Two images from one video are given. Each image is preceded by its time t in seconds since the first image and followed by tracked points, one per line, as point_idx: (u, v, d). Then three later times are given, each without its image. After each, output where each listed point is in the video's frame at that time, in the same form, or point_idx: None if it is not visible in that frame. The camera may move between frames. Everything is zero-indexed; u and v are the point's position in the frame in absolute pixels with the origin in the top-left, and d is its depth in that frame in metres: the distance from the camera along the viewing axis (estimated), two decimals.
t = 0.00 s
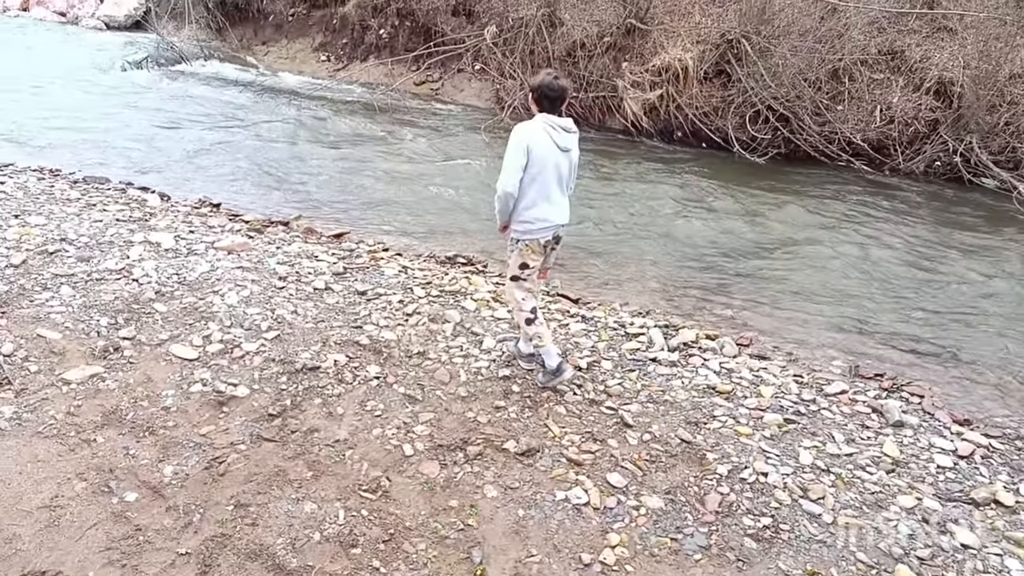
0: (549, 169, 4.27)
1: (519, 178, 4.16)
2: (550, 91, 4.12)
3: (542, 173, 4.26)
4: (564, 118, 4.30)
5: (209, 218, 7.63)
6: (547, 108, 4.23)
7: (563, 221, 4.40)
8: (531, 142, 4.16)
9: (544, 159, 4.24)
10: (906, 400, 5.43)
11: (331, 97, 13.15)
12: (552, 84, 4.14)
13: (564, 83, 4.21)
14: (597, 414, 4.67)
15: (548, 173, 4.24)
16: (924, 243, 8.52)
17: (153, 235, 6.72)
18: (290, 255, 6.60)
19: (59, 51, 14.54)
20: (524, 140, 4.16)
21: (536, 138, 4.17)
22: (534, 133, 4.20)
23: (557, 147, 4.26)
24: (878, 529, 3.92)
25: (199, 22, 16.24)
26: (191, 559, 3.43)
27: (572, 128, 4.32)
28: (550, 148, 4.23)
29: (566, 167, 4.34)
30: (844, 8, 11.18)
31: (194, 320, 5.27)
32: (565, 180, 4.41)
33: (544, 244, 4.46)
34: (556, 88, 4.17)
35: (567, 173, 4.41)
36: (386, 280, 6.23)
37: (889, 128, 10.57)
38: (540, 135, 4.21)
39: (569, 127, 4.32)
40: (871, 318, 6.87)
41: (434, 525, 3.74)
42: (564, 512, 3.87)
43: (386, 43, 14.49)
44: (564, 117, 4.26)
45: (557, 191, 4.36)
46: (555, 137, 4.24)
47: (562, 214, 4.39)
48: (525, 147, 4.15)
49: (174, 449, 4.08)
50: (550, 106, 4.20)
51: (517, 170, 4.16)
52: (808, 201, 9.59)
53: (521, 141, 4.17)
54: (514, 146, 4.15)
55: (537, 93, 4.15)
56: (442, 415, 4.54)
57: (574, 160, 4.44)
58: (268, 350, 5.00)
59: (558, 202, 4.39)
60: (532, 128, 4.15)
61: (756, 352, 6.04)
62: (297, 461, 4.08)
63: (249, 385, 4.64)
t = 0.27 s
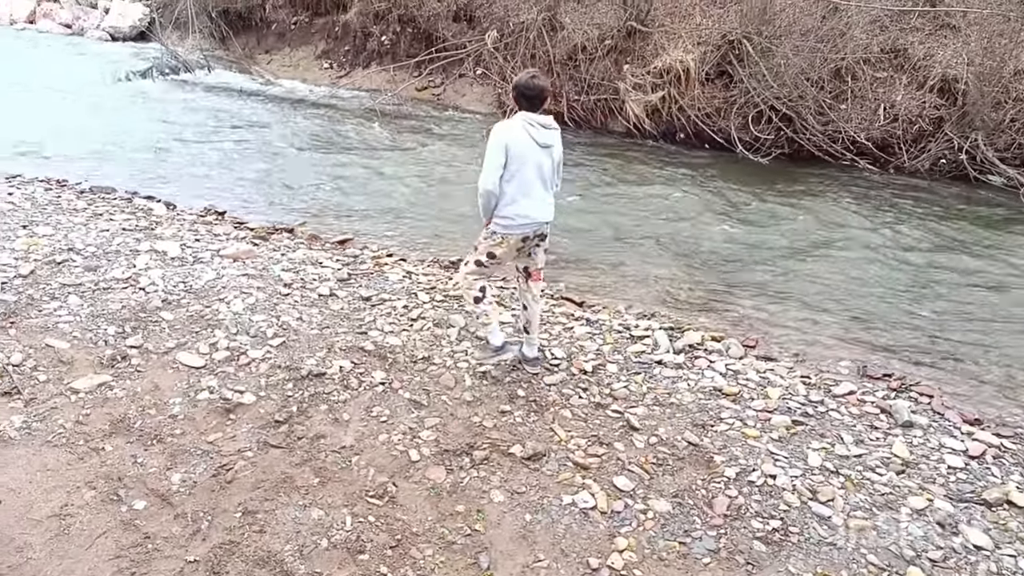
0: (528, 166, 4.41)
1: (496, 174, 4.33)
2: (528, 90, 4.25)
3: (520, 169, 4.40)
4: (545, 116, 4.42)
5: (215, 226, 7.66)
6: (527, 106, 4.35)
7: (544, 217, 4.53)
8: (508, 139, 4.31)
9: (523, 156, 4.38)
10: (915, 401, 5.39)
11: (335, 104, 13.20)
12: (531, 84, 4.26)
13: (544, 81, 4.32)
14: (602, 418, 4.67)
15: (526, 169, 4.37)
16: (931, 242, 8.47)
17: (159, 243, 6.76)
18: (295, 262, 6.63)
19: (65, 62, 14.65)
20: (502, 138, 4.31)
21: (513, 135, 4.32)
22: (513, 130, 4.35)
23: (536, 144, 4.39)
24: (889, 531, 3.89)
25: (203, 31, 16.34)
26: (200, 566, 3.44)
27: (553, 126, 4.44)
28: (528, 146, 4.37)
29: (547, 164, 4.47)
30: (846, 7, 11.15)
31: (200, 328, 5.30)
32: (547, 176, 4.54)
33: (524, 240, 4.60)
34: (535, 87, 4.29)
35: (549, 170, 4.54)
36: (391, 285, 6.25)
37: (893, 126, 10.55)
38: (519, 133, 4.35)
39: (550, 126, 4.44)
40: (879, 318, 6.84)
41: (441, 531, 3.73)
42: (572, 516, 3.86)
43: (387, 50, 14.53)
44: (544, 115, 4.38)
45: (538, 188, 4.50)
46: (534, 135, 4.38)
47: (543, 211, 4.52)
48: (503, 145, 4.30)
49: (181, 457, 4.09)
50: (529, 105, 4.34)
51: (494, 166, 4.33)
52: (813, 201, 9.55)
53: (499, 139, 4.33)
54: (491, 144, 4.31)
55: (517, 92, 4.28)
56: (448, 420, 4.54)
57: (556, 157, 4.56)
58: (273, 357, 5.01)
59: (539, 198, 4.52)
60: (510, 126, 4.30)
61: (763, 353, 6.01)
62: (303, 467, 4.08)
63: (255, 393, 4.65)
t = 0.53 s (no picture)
0: (505, 167, 4.50)
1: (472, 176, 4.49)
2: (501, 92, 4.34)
3: (497, 170, 4.51)
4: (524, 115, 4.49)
5: (234, 230, 7.75)
6: (507, 107, 4.42)
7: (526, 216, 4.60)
8: (483, 142, 4.44)
9: (501, 156, 4.49)
10: (937, 398, 5.33)
11: (351, 107, 13.29)
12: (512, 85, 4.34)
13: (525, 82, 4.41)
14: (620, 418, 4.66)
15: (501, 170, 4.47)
16: (954, 237, 8.37)
17: (180, 248, 6.85)
18: (313, 265, 6.69)
19: (87, 70, 14.87)
20: (477, 140, 4.45)
21: (488, 137, 4.44)
22: (489, 132, 4.46)
23: (513, 144, 4.47)
24: (911, 530, 3.85)
25: (221, 38, 16.47)
26: (223, 565, 3.49)
27: (532, 126, 4.48)
28: (504, 147, 4.47)
29: (526, 163, 4.54)
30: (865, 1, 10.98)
31: (221, 330, 5.37)
32: (529, 175, 4.60)
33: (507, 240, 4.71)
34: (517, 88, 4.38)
35: (531, 169, 4.60)
36: (408, 287, 6.29)
37: (914, 121, 10.48)
38: (496, 134, 4.46)
39: (529, 126, 4.49)
40: (900, 315, 6.76)
41: (461, 530, 3.76)
42: (591, 516, 3.86)
43: (404, 52, 14.61)
44: (522, 115, 4.44)
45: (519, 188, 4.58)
46: (510, 135, 4.45)
47: (525, 210, 4.59)
48: (477, 146, 4.44)
49: (204, 458, 4.15)
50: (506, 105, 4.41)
51: (470, 168, 4.49)
52: (833, 198, 9.47)
53: (476, 141, 4.47)
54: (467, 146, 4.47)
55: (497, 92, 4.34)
56: (466, 420, 4.57)
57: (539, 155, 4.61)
58: (293, 359, 5.06)
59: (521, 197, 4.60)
60: (485, 127, 4.42)
61: (783, 352, 5.97)
62: (324, 467, 4.12)
63: (275, 394, 4.70)
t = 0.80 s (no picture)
0: (462, 159, 4.56)
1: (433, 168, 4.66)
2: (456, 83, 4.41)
3: (455, 162, 4.59)
4: (484, 108, 4.49)
5: (235, 227, 7.75)
6: (470, 98, 4.44)
7: (485, 210, 4.61)
8: (441, 134, 4.57)
9: (459, 149, 4.57)
10: (937, 397, 5.32)
11: (353, 105, 13.28)
12: (475, 78, 4.34)
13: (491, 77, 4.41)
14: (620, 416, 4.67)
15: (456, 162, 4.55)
16: (954, 237, 8.36)
17: (180, 245, 6.85)
18: (315, 262, 6.68)
19: (88, 67, 14.86)
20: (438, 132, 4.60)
21: (445, 130, 4.55)
22: (450, 124, 4.57)
23: (469, 136, 4.51)
24: (910, 529, 3.85)
25: (224, 34, 16.46)
26: (222, 563, 3.49)
27: (489, 118, 4.47)
28: (461, 139, 4.54)
29: (483, 156, 4.54)
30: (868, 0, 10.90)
31: (222, 328, 5.36)
32: (490, 168, 4.60)
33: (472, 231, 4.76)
34: (483, 81, 4.39)
35: (493, 162, 4.59)
36: (410, 285, 6.28)
37: (916, 121, 10.48)
38: (454, 126, 4.55)
39: (487, 117, 4.49)
40: (900, 314, 6.76)
41: (460, 528, 3.75)
42: (590, 513, 3.86)
43: (406, 50, 14.56)
44: (478, 107, 4.46)
45: (478, 180, 4.61)
46: (466, 128, 4.51)
47: (483, 203, 4.61)
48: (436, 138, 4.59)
49: (203, 456, 4.14)
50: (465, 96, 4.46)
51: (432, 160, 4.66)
52: (833, 197, 9.46)
53: (438, 134, 4.62)
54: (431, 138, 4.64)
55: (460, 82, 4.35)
56: (467, 418, 4.56)
57: (502, 148, 4.58)
58: (293, 356, 5.06)
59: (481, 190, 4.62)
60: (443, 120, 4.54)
61: (784, 351, 5.97)
62: (324, 465, 4.12)
63: (276, 392, 4.70)
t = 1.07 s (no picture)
0: (437, 156, 4.53)
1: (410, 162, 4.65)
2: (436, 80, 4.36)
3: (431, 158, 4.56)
4: (460, 105, 4.42)
5: (232, 226, 7.74)
6: (449, 94, 4.37)
7: (460, 206, 4.59)
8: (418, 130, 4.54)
9: (435, 145, 4.53)
10: (933, 397, 5.33)
11: (350, 103, 13.26)
12: (453, 73, 4.27)
13: (470, 72, 4.34)
14: (617, 415, 4.67)
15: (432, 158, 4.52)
16: (950, 236, 8.37)
17: (177, 244, 6.83)
18: (311, 261, 6.67)
19: (85, 65, 14.82)
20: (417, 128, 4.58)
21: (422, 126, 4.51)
22: (427, 120, 4.53)
23: (444, 134, 4.46)
24: (906, 528, 3.85)
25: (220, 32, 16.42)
26: (218, 563, 3.48)
27: (465, 116, 4.42)
28: (437, 135, 4.50)
29: (458, 154, 4.50)
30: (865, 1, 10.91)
31: (218, 327, 5.35)
32: (466, 166, 4.54)
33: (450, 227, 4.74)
34: (462, 77, 4.32)
35: (469, 159, 4.53)
36: (407, 284, 6.27)
37: (913, 121, 10.49)
38: (432, 122, 4.51)
39: (464, 115, 4.44)
40: (896, 314, 6.76)
41: (457, 527, 3.75)
42: (587, 513, 3.86)
43: (404, 49, 14.56)
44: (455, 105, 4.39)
45: (454, 177, 4.57)
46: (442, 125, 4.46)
47: (457, 200, 4.58)
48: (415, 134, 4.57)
49: (200, 455, 4.13)
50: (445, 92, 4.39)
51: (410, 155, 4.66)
52: (830, 197, 9.47)
53: (416, 128, 4.59)
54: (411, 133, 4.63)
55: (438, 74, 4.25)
56: (463, 418, 4.56)
57: (479, 146, 4.50)
58: (290, 356, 5.05)
59: (457, 186, 4.58)
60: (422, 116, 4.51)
61: (781, 350, 5.97)
62: (320, 465, 4.11)
63: (272, 391, 4.69)
